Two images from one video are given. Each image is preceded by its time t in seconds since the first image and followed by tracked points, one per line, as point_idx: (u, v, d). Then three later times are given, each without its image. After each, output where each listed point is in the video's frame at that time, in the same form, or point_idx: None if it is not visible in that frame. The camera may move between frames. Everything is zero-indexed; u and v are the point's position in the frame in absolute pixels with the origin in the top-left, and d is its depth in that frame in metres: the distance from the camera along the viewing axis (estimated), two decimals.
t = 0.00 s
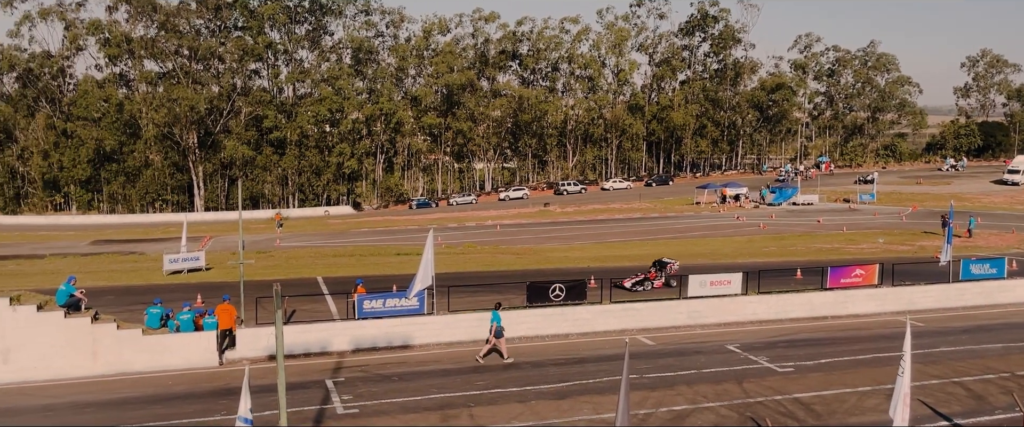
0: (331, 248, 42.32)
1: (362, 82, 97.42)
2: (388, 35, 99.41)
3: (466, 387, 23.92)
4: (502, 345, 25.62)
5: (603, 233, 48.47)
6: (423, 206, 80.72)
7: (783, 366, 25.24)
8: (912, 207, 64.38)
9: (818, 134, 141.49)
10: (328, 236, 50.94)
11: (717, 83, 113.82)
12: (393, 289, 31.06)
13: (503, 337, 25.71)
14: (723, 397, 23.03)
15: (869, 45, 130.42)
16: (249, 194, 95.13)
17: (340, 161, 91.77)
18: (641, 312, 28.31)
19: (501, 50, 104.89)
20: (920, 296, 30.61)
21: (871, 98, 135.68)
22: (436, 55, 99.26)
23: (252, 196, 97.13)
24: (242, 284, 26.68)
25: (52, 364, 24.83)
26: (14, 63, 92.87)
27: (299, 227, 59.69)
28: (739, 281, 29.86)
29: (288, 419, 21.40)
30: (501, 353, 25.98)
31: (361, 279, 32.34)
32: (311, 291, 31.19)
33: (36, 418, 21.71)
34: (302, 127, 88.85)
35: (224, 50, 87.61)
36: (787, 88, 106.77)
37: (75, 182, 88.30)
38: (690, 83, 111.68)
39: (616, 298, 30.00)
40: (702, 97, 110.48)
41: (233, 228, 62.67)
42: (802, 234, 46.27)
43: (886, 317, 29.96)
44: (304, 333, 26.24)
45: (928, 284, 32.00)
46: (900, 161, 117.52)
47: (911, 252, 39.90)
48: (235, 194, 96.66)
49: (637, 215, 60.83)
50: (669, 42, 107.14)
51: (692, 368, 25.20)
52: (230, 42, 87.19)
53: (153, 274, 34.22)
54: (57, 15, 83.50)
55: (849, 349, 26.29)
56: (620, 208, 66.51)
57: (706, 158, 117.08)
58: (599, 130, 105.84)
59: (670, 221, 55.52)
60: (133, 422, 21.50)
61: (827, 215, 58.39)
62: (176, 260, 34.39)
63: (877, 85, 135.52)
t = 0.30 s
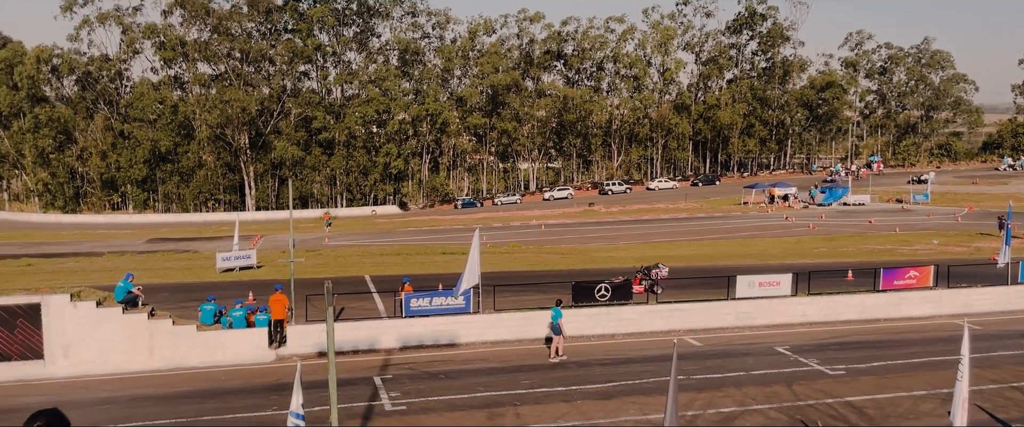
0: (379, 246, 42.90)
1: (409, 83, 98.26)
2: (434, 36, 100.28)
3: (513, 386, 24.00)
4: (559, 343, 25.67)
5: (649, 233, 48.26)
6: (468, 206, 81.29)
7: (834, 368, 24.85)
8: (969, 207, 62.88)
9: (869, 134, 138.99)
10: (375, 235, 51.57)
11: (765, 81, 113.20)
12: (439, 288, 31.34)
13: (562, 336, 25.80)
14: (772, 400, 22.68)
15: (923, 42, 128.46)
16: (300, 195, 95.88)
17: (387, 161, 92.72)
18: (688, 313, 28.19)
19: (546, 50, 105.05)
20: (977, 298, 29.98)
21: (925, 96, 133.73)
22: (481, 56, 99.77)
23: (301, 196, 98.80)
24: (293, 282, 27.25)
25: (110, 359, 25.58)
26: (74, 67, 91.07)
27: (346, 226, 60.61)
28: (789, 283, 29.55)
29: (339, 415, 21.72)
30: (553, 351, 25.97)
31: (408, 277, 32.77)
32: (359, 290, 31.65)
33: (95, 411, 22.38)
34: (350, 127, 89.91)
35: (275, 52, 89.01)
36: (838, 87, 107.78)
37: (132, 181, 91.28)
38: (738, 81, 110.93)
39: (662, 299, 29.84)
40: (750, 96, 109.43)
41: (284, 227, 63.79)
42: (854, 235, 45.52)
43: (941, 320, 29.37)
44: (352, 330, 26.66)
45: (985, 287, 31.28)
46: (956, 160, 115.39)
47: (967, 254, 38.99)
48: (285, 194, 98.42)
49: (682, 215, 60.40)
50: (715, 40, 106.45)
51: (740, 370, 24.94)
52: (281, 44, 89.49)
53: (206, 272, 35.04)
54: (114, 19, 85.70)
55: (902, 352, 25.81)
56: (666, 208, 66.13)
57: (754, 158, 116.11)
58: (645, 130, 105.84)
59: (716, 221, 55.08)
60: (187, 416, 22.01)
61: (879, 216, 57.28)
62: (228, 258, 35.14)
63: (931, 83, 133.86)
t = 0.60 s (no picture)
0: (428, 247, 43.23)
1: (457, 83, 99.15)
2: (482, 36, 100.63)
3: (561, 388, 23.84)
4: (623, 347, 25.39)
5: (699, 235, 47.75)
6: (516, 206, 81.36)
7: (893, 374, 24.16)
8: None
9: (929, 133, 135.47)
10: (424, 235, 51.92)
11: (819, 80, 112.03)
12: (487, 289, 31.43)
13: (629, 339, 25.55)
14: (828, 405, 22.06)
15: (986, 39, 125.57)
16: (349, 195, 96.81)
17: (435, 161, 92.41)
18: (740, 316, 27.81)
19: (594, 50, 104.86)
20: None
21: (987, 94, 130.38)
22: (529, 56, 99.90)
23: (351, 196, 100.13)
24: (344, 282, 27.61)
25: (165, 356, 26.08)
26: (131, 69, 92.73)
27: (394, 226, 61.31)
28: (845, 286, 28.93)
29: (388, 414, 21.80)
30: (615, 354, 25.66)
31: (456, 277, 32.91)
32: (408, 290, 31.86)
33: (152, 406, 22.86)
34: (399, 128, 90.63)
35: (324, 54, 90.68)
36: (894, 84, 106.28)
37: (186, 181, 93.83)
38: (790, 80, 110.01)
39: (712, 301, 29.45)
40: (804, 95, 107.67)
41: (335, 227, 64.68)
42: (913, 237, 44.37)
43: (1005, 326, 28.44)
44: (400, 330, 26.83)
45: None
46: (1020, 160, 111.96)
47: None
48: (336, 193, 99.85)
49: (732, 217, 59.55)
50: (768, 38, 104.98)
51: (794, 375, 24.39)
52: (331, 46, 90.73)
53: (259, 271, 35.66)
54: (170, 22, 87.74)
55: (964, 359, 24.99)
56: (716, 209, 65.37)
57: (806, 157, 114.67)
58: (695, 130, 105.76)
59: (768, 223, 54.27)
60: (240, 413, 22.33)
61: (939, 218, 55.69)
62: (280, 257, 35.68)
63: (994, 80, 131.02)
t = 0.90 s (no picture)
0: (475, 248, 43.57)
1: (504, 85, 99.74)
2: (529, 38, 100.81)
3: (608, 390, 23.74)
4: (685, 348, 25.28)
5: (747, 239, 47.32)
6: (563, 208, 81.50)
7: (950, 381, 23.53)
8: None
9: (987, 134, 131.98)
10: (470, 236, 52.31)
11: (874, 80, 110.06)
12: (534, 291, 31.54)
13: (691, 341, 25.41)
14: (882, 411, 21.56)
15: None
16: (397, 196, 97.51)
17: (482, 163, 94.86)
18: (791, 320, 27.50)
19: (642, 50, 104.48)
20: None
21: None
22: (577, 57, 100.00)
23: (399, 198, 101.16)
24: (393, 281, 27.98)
25: (219, 353, 26.64)
26: (187, 73, 96.07)
27: (442, 227, 61.91)
28: (900, 290, 28.40)
29: (436, 414, 21.94)
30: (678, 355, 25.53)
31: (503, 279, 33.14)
32: (456, 290, 32.15)
33: (207, 402, 23.37)
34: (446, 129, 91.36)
35: (373, 57, 90.55)
36: (952, 84, 105.51)
37: (240, 183, 96.00)
38: (843, 80, 108.34)
39: (761, 305, 29.13)
40: (857, 95, 106.30)
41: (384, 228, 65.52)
42: (971, 241, 43.27)
43: None
44: (448, 330, 27.02)
45: None
46: None
47: None
48: (384, 195, 100.92)
49: (781, 219, 58.81)
50: (820, 37, 103.41)
51: (846, 380, 23.93)
52: (380, 49, 90.72)
53: (309, 271, 36.28)
54: (224, 27, 89.68)
55: None
56: (766, 211, 64.63)
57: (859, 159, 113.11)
58: (745, 131, 105.21)
59: (819, 225, 53.49)
60: (291, 410, 22.68)
61: (998, 221, 54.31)
62: (330, 257, 36.24)
63: None
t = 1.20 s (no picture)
0: (523, 248, 43.75)
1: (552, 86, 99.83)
2: (578, 38, 100.50)
3: (656, 393, 23.50)
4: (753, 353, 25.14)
5: (799, 241, 46.62)
6: (611, 209, 81.29)
7: (1011, 390, 22.77)
8: None
9: None
10: (518, 237, 52.46)
11: (932, 79, 108.91)
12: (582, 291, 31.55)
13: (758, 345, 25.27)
14: (940, 420, 20.90)
15: None
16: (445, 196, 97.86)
17: (530, 164, 94.60)
18: (845, 325, 27.08)
19: (692, 50, 103.76)
20: None
21: None
22: (625, 57, 99.54)
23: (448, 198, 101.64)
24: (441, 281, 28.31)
25: (272, 351, 27.15)
26: (241, 75, 97.11)
27: (490, 227, 62.28)
28: (959, 296, 27.76)
29: (483, 414, 21.92)
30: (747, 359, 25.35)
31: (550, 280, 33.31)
32: (504, 291, 32.36)
33: (261, 398, 23.82)
34: (494, 131, 91.74)
35: (423, 58, 91.16)
36: (1016, 84, 102.51)
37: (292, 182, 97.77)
38: (900, 79, 105.93)
39: (813, 309, 28.73)
40: (915, 95, 103.99)
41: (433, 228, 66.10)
42: None
43: None
44: (495, 331, 27.09)
45: None
46: None
47: None
48: (433, 195, 101.61)
49: (834, 222, 57.76)
50: (876, 36, 101.40)
51: (903, 388, 23.30)
52: (429, 51, 91.16)
53: (360, 270, 36.86)
54: (278, 30, 91.40)
55: None
56: (820, 213, 63.56)
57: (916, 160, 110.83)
58: (798, 131, 103.78)
59: (873, 228, 52.44)
60: (341, 407, 22.95)
61: None
62: (380, 256, 36.76)
63: None
